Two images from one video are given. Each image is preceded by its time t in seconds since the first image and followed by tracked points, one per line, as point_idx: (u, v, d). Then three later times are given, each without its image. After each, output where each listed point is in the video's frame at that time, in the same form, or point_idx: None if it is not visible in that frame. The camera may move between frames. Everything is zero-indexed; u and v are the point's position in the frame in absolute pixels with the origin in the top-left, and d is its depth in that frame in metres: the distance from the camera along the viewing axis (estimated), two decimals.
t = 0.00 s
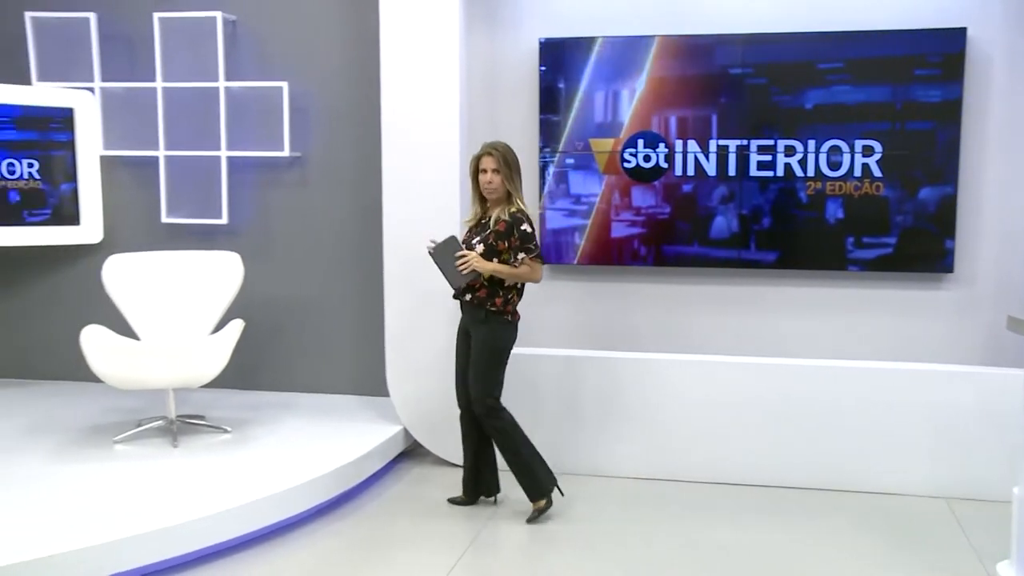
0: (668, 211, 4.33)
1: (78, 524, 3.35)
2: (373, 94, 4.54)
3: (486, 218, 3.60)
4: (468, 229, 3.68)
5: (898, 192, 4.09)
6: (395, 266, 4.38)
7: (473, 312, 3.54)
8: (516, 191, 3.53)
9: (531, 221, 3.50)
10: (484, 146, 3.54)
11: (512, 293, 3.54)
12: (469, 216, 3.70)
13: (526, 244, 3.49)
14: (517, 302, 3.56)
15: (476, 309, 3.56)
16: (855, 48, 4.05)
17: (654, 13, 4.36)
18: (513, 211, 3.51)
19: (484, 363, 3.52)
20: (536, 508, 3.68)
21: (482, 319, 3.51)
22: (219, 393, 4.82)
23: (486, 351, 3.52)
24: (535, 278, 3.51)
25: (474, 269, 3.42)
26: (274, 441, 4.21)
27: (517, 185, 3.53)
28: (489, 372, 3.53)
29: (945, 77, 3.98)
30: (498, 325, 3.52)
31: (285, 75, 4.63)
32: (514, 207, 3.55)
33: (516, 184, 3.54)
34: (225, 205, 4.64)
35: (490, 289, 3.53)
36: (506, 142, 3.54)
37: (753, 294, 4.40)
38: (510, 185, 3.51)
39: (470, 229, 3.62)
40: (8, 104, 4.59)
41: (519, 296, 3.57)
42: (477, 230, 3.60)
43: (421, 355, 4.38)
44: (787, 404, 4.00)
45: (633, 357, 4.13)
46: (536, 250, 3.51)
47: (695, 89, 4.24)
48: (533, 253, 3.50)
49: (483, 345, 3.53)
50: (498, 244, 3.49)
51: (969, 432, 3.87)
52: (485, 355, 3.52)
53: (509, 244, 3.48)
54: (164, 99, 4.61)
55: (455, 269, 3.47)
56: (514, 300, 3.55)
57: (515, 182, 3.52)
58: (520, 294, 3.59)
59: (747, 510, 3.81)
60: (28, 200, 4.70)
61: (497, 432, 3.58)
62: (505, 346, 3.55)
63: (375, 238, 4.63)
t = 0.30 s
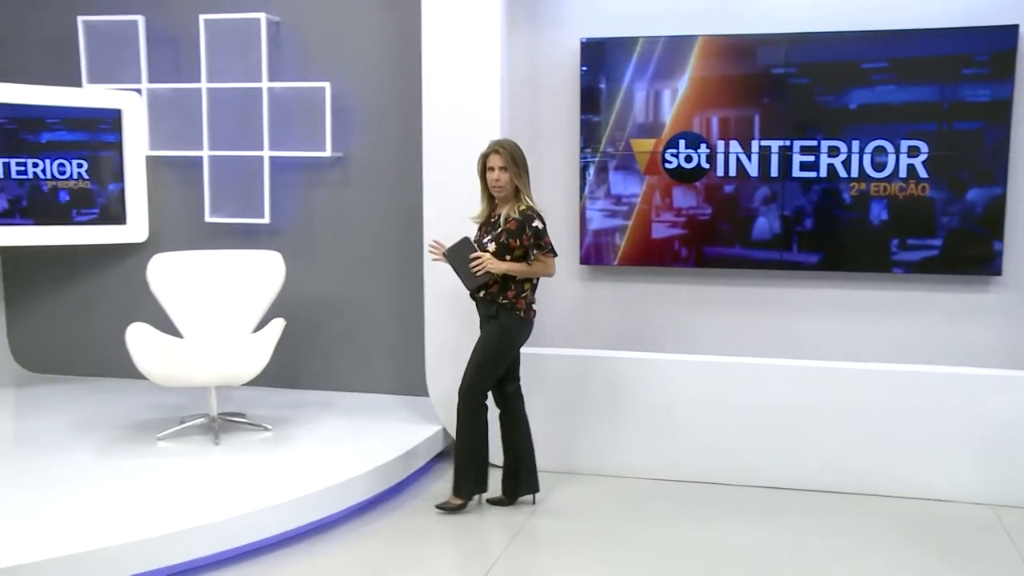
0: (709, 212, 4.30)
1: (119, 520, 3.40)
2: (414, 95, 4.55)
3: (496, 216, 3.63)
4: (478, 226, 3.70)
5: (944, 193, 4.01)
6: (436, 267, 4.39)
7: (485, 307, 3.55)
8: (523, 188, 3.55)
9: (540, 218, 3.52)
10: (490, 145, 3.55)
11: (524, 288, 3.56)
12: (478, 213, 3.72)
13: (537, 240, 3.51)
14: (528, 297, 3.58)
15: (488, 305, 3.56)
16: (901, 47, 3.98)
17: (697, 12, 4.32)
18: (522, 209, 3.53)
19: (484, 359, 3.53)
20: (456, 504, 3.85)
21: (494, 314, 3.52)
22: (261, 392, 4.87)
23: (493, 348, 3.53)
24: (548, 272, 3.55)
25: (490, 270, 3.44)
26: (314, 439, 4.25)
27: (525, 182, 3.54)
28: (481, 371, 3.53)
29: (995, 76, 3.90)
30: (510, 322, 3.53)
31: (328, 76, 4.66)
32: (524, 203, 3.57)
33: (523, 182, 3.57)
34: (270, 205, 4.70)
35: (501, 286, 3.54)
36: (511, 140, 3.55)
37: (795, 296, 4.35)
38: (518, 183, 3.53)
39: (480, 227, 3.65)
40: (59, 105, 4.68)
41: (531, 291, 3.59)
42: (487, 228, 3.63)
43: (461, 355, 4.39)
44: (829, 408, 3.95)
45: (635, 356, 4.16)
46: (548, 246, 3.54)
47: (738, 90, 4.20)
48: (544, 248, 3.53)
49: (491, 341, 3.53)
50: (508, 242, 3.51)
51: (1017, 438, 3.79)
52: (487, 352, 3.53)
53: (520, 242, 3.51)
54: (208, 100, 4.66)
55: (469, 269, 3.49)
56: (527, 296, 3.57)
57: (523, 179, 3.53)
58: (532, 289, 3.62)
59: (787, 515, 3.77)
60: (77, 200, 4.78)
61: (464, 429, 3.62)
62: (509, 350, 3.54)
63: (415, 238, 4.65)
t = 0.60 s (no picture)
0: (745, 213, 4.25)
1: (154, 517, 3.43)
2: (448, 94, 4.54)
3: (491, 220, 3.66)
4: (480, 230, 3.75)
5: (987, 194, 3.94)
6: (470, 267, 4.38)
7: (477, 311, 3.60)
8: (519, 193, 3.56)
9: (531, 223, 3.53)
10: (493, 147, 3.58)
11: (516, 294, 3.56)
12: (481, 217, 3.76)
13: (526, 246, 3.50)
14: (521, 304, 3.56)
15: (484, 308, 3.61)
16: (942, 45, 3.91)
17: (734, 11, 4.28)
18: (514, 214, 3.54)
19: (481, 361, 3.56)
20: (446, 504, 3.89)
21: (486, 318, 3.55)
22: (295, 392, 4.88)
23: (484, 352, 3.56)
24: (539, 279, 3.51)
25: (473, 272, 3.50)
26: (347, 439, 4.25)
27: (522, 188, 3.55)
28: (479, 374, 3.55)
29: None
30: (501, 326, 3.54)
31: (363, 76, 4.66)
32: (517, 208, 3.58)
33: (520, 186, 3.57)
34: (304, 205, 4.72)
35: (494, 289, 3.57)
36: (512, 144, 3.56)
37: (833, 299, 4.29)
38: (511, 187, 3.54)
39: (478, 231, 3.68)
40: (98, 105, 4.73)
41: (526, 298, 3.58)
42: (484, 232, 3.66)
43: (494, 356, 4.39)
44: (867, 412, 3.89)
45: (632, 356, 4.18)
46: (538, 252, 3.52)
47: (776, 90, 4.14)
48: (535, 254, 3.51)
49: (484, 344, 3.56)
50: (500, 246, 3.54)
51: None
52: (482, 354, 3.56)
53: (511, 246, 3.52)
54: (243, 100, 4.68)
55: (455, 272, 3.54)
56: (519, 303, 3.56)
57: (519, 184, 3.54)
58: (528, 296, 3.60)
59: (824, 520, 3.72)
60: (115, 200, 4.84)
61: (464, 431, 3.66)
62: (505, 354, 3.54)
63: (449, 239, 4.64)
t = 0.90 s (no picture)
0: (783, 215, 4.20)
1: (187, 516, 3.43)
2: (483, 94, 4.52)
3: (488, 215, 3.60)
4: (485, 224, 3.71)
5: None
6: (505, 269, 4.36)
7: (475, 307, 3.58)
8: (508, 190, 3.48)
9: (518, 221, 3.46)
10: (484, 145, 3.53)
11: (511, 292, 3.50)
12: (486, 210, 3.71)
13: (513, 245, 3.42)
14: (516, 301, 3.51)
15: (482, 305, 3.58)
16: (988, 44, 3.83)
17: (773, 10, 4.22)
18: (502, 211, 3.47)
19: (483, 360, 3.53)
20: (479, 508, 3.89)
21: (481, 315, 3.52)
22: (329, 393, 4.88)
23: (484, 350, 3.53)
24: (526, 279, 3.43)
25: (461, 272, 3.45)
26: (380, 441, 4.24)
27: (510, 185, 3.47)
28: (484, 373, 3.53)
29: None
30: (496, 321, 3.51)
31: (398, 76, 4.66)
32: (507, 206, 3.50)
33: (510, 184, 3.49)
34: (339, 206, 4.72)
35: (488, 288, 3.52)
36: (506, 142, 3.49)
37: (873, 303, 4.22)
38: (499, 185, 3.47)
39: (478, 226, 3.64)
40: (135, 106, 4.76)
41: (521, 296, 3.52)
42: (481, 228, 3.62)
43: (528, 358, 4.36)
44: (907, 418, 3.82)
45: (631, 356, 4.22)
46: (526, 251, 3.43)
47: (815, 90, 4.08)
48: (521, 253, 3.42)
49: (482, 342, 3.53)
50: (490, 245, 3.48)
51: None
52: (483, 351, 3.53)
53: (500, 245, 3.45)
54: (279, 100, 4.69)
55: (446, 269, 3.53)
56: (514, 300, 3.51)
57: (507, 181, 3.46)
58: (525, 294, 3.53)
59: (863, 528, 3.66)
60: (152, 200, 4.86)
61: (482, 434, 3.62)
62: (506, 347, 3.51)
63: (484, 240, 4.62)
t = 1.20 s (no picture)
0: (818, 216, 4.12)
1: (212, 518, 3.41)
2: (513, 94, 4.47)
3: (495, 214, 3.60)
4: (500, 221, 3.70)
5: None
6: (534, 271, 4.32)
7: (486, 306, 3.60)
8: (504, 187, 3.46)
9: (512, 218, 3.41)
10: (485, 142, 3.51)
11: (516, 291, 3.49)
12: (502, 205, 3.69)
13: (508, 242, 3.40)
14: (522, 300, 3.50)
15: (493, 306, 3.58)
16: None
17: (809, 8, 4.14)
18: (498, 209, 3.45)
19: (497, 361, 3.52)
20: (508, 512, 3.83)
21: (490, 317, 3.52)
22: (355, 395, 4.85)
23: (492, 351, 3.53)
24: (521, 276, 3.40)
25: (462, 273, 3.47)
26: (407, 443, 4.21)
27: (506, 183, 3.44)
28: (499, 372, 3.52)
29: None
30: (506, 322, 3.51)
31: (426, 75, 4.62)
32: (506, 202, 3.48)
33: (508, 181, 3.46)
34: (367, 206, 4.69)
35: (494, 287, 3.52)
36: (504, 139, 3.47)
37: (910, 307, 4.13)
38: (497, 182, 3.45)
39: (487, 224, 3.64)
40: (164, 107, 4.74)
41: (526, 294, 3.50)
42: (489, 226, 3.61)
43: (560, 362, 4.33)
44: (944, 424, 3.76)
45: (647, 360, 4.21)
46: (522, 248, 3.39)
47: (852, 89, 4.00)
48: (516, 250, 3.39)
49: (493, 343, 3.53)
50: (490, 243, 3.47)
51: None
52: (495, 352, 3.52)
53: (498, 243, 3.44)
54: (307, 100, 4.67)
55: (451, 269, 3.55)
56: (519, 299, 3.50)
57: (502, 178, 3.44)
58: (531, 292, 3.51)
59: (899, 537, 3.58)
60: (180, 200, 4.84)
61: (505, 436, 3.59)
62: (520, 345, 3.51)
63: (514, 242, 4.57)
